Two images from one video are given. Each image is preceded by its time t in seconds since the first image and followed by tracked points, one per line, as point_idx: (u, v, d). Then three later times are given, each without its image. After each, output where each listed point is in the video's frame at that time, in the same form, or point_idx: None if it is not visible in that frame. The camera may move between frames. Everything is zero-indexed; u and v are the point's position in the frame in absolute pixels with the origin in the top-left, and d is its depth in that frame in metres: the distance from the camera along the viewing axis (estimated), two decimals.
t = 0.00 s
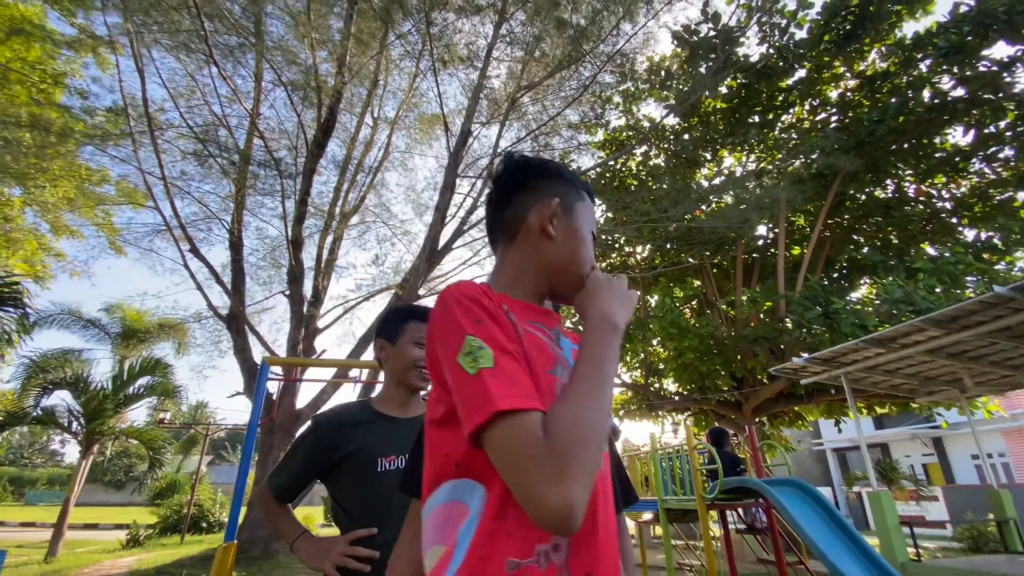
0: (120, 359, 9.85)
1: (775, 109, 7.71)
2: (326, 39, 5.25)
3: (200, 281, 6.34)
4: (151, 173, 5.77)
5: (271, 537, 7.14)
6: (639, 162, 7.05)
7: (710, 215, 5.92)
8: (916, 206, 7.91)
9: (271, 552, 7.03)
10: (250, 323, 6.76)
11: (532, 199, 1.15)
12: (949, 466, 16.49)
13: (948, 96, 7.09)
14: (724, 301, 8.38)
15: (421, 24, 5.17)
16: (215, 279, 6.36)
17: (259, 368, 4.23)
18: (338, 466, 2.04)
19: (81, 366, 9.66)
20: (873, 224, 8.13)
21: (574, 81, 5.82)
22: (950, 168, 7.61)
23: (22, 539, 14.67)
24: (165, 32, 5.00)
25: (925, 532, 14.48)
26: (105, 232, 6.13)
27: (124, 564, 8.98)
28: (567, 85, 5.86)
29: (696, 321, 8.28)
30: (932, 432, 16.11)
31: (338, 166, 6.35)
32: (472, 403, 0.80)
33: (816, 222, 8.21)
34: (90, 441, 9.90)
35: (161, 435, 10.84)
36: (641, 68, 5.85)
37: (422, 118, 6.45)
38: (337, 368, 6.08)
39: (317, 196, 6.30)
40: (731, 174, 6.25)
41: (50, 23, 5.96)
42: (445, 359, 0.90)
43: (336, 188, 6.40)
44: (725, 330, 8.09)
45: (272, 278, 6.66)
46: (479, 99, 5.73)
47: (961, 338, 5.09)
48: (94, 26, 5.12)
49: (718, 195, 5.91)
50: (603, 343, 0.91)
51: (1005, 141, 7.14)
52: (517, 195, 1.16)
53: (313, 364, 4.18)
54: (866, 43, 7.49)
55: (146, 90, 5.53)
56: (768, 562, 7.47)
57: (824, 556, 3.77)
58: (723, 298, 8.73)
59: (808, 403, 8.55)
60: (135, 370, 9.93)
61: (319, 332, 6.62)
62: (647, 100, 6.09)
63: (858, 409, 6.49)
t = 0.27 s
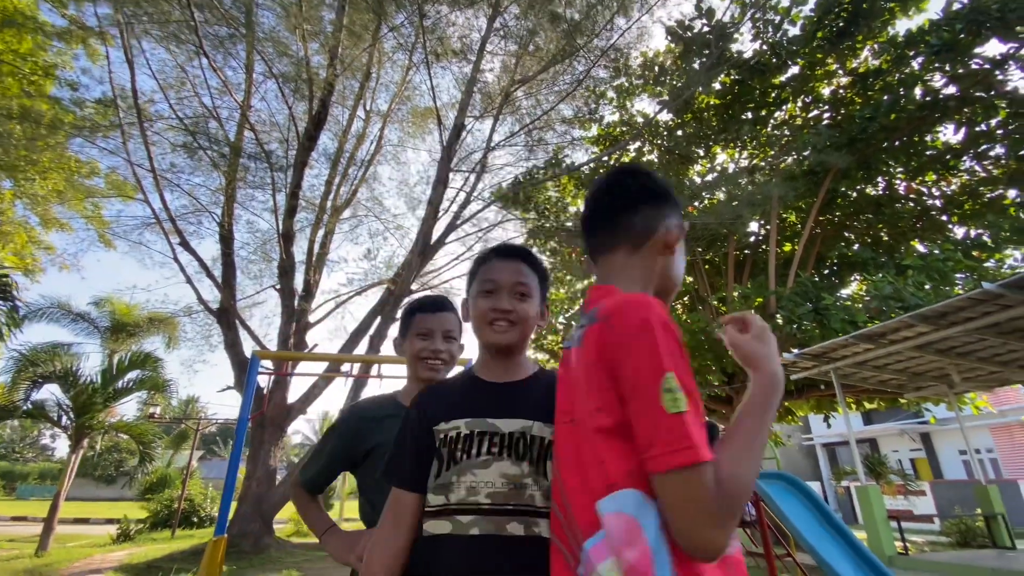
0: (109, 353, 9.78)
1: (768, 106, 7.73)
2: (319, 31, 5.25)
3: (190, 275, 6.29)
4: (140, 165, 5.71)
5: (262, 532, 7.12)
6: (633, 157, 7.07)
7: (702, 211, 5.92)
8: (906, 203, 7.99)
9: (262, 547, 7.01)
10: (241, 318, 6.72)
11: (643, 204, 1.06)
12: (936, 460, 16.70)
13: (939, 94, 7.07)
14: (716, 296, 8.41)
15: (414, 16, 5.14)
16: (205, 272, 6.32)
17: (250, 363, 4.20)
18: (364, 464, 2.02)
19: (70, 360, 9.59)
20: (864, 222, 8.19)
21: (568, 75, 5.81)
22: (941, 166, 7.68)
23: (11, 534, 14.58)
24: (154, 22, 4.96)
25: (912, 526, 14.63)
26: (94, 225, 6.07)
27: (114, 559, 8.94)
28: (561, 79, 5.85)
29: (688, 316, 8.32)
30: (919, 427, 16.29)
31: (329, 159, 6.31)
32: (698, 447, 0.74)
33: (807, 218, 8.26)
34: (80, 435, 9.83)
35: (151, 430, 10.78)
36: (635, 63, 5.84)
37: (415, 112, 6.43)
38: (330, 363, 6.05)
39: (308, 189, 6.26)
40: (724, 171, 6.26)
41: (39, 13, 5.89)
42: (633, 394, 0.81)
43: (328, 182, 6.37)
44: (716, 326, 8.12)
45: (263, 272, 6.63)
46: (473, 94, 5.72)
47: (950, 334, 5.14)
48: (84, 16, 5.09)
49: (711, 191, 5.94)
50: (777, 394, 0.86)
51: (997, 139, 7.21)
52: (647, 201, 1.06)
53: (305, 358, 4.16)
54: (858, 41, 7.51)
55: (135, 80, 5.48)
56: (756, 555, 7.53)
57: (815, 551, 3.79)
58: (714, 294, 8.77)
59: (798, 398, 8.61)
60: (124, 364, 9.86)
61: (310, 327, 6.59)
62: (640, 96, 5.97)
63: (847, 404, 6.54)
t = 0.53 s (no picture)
0: (104, 349, 9.75)
1: (766, 101, 7.67)
2: (315, 24, 5.26)
3: (186, 270, 6.28)
4: (135, 159, 5.69)
5: (260, 528, 7.13)
6: (630, 153, 7.08)
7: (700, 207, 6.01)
8: (902, 199, 8.04)
9: (260, 542, 7.02)
10: (237, 313, 6.72)
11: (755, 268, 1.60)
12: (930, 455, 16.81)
13: (935, 91, 7.14)
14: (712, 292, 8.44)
15: (411, 9, 5.11)
16: (202, 267, 6.31)
17: (247, 357, 4.20)
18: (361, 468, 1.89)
19: (65, 355, 9.56)
20: (860, 218, 8.20)
21: (565, 70, 5.82)
22: (936, 163, 7.72)
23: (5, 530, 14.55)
24: (148, 14, 4.95)
25: (906, 520, 14.73)
26: (88, 220, 6.05)
27: (110, 555, 8.94)
28: (558, 74, 5.86)
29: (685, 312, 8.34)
30: (914, 422, 16.39)
31: (326, 154, 6.30)
32: (881, 428, 1.28)
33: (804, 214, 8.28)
34: (75, 431, 9.81)
35: (147, 426, 10.76)
36: (633, 58, 5.84)
37: (412, 106, 6.42)
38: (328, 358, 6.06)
39: (305, 184, 6.25)
40: (721, 167, 6.27)
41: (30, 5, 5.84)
42: (834, 397, 1.30)
43: (325, 177, 6.36)
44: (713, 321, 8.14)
45: (260, 267, 6.63)
46: (470, 88, 5.77)
47: (944, 329, 5.17)
48: (76, 8, 5.10)
49: (709, 186, 6.00)
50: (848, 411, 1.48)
51: (992, 135, 7.24)
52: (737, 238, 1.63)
53: (302, 352, 4.16)
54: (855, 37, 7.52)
55: (129, 74, 5.45)
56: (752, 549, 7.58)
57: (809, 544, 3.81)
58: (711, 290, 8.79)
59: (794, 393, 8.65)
60: (120, 360, 9.84)
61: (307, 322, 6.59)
62: (638, 92, 6.05)
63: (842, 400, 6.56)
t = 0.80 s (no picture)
0: (106, 347, 9.77)
1: (767, 97, 7.71)
2: (314, 20, 5.27)
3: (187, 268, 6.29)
4: (135, 157, 5.69)
5: (263, 524, 7.15)
6: (631, 149, 7.08)
7: (702, 203, 5.97)
8: (903, 195, 7.95)
9: (263, 538, 7.05)
10: (239, 310, 6.73)
11: (782, 301, 2.01)
12: (930, 450, 16.83)
13: (938, 85, 7.09)
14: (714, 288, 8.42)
15: (411, 5, 5.09)
16: (202, 265, 6.31)
17: (249, 355, 4.21)
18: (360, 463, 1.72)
19: (67, 353, 9.59)
20: (861, 213, 8.20)
21: (566, 66, 5.82)
22: (938, 158, 7.68)
23: (10, 528, 14.64)
24: (147, 11, 4.95)
25: (907, 515, 14.75)
26: (89, 218, 6.04)
27: (114, 552, 8.99)
28: (559, 70, 5.87)
29: (686, 308, 8.33)
30: (914, 417, 16.41)
31: (326, 151, 6.29)
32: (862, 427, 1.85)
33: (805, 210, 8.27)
34: (78, 429, 9.84)
35: (150, 423, 10.79)
36: (634, 54, 5.83)
37: (412, 103, 6.41)
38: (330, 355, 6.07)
39: (305, 181, 6.24)
40: (722, 162, 6.25)
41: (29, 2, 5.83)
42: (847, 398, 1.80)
43: (325, 174, 6.35)
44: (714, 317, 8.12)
45: (260, 265, 6.63)
46: (470, 84, 5.70)
47: (946, 325, 5.16)
48: (75, 6, 5.10)
49: (710, 182, 5.98)
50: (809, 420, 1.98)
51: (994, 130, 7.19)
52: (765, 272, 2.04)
53: (304, 350, 4.16)
54: (857, 31, 7.50)
55: (129, 71, 5.44)
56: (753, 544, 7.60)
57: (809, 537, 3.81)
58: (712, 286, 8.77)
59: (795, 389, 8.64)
60: (122, 357, 9.85)
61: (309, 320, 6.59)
62: (639, 88, 6.03)
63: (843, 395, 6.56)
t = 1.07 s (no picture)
0: (109, 345, 9.80)
1: (770, 92, 7.66)
2: (315, 18, 5.27)
3: (190, 266, 6.31)
4: (137, 156, 5.70)
5: (267, 521, 7.19)
6: (633, 145, 7.08)
7: (703, 198, 6.00)
8: (906, 188, 7.97)
9: (268, 535, 7.09)
10: (242, 309, 6.75)
11: (742, 342, 2.24)
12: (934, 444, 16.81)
13: (941, 79, 7.05)
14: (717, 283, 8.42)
15: (412, 2, 5.08)
16: (206, 263, 6.33)
17: (253, 353, 4.23)
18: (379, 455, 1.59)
19: (71, 352, 9.62)
20: (864, 208, 8.19)
21: (568, 62, 5.79)
22: (941, 152, 7.65)
23: (16, 526, 14.73)
24: (148, 10, 4.96)
25: (911, 509, 14.74)
26: (92, 218, 6.06)
27: (120, 549, 9.05)
28: (560, 66, 5.84)
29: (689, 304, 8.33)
30: (918, 411, 16.40)
31: (328, 149, 6.29)
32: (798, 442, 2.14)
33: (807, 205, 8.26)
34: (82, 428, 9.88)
35: (155, 421, 10.84)
36: (635, 49, 5.82)
37: (414, 100, 6.41)
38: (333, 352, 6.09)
39: (307, 179, 6.26)
40: (725, 157, 6.24)
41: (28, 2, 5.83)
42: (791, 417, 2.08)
43: (327, 172, 6.36)
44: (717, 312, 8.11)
45: (263, 263, 6.65)
46: (471, 81, 5.69)
47: (949, 319, 5.15)
48: (75, 5, 5.08)
49: (712, 177, 5.95)
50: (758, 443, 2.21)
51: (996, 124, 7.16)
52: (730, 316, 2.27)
53: (308, 347, 4.18)
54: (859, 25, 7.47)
55: (130, 70, 5.45)
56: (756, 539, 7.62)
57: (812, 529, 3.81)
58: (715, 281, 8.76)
59: (798, 383, 8.63)
60: (126, 356, 9.89)
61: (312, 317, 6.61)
62: (641, 83, 6.03)
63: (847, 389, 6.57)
